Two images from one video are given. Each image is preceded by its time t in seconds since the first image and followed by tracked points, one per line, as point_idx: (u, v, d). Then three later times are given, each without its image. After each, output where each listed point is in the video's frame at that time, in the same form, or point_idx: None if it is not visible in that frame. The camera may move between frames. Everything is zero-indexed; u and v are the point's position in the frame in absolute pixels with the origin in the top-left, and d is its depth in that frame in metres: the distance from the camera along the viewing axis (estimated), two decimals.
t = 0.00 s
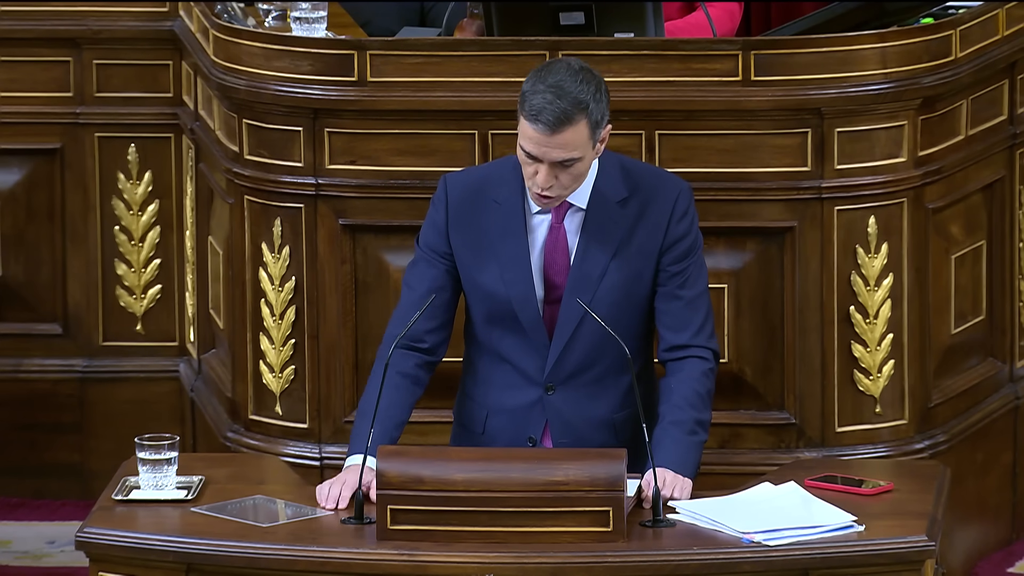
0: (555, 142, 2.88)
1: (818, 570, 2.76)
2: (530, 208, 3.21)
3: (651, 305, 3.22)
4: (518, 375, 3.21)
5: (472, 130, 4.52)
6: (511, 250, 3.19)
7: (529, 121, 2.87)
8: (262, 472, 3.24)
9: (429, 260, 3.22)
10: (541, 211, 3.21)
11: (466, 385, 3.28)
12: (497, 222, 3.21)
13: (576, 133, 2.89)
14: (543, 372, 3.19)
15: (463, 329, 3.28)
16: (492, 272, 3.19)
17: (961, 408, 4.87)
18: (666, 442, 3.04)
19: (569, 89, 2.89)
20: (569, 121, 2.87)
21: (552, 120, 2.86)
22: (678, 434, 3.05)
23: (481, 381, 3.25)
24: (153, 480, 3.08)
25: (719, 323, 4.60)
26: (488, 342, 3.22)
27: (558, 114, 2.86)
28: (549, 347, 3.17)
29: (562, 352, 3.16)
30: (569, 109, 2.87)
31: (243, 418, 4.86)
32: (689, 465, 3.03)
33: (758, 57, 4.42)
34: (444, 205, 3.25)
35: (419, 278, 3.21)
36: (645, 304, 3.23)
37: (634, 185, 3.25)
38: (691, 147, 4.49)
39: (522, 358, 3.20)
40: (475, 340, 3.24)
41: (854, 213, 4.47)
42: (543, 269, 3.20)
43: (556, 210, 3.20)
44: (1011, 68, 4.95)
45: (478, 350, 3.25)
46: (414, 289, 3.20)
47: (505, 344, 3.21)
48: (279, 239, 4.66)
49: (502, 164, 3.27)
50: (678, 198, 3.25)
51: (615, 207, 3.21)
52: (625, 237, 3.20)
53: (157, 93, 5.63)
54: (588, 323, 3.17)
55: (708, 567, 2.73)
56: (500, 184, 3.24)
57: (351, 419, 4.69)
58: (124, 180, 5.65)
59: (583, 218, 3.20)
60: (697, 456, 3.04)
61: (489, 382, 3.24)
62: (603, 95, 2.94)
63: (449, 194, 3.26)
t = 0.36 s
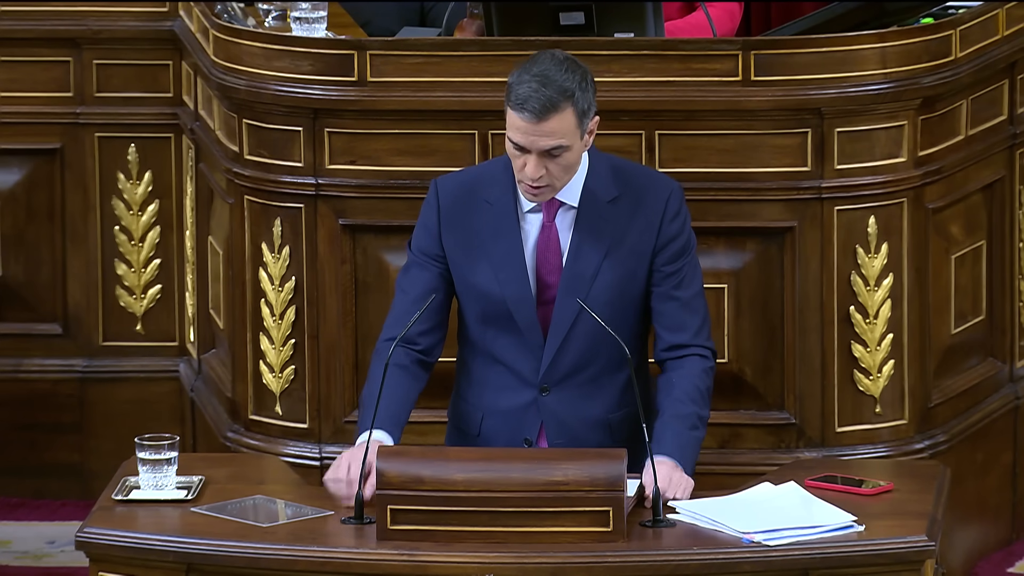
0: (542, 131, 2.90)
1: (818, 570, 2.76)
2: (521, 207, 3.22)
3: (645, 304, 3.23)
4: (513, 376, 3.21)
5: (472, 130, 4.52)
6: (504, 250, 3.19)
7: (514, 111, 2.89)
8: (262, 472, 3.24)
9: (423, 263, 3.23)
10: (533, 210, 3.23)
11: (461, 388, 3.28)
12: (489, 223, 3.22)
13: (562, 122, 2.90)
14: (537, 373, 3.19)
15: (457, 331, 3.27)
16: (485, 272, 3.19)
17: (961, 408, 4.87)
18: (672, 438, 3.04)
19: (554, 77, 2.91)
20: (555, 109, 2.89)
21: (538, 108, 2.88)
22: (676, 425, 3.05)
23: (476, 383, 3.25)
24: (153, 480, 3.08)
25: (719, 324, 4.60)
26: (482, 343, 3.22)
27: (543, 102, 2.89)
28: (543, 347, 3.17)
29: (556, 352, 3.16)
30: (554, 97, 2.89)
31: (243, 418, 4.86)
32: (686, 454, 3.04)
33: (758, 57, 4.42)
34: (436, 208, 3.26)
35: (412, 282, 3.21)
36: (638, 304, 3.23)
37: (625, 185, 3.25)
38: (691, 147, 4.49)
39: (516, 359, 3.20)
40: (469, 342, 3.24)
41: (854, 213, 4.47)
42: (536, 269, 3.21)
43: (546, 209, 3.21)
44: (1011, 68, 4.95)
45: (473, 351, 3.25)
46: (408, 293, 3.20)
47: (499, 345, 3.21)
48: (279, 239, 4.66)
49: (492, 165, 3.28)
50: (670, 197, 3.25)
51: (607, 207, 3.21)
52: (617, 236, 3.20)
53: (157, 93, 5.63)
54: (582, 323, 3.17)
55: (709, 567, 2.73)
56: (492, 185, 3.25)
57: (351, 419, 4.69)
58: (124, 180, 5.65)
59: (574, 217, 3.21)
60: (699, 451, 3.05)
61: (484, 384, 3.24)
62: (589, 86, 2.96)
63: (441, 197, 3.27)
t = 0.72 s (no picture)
0: (518, 120, 2.90)
1: (818, 571, 2.76)
2: (504, 203, 3.21)
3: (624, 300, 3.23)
4: (497, 374, 3.21)
5: (472, 130, 4.52)
6: (488, 247, 3.19)
7: (487, 103, 2.91)
8: (261, 472, 3.23)
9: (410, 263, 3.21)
10: (514, 205, 3.22)
11: (446, 388, 3.28)
12: (472, 220, 3.21)
13: (538, 109, 2.91)
14: (522, 370, 3.19)
15: (441, 330, 3.27)
16: (469, 269, 3.18)
17: (961, 408, 4.87)
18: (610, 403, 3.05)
19: (524, 66, 2.92)
20: (529, 95, 2.90)
21: (510, 97, 2.90)
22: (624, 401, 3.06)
23: (461, 382, 3.25)
24: (153, 480, 3.08)
25: (719, 323, 4.60)
26: (466, 341, 3.22)
27: (515, 91, 2.90)
28: (528, 343, 3.18)
29: (541, 349, 3.17)
30: (526, 85, 2.90)
31: (243, 418, 4.86)
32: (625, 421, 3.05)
33: (758, 57, 4.42)
34: (419, 207, 3.24)
35: (400, 284, 3.19)
36: (618, 300, 3.23)
37: (605, 180, 3.25)
38: (691, 147, 4.49)
39: (500, 356, 3.20)
40: (454, 341, 3.24)
41: (853, 213, 4.47)
42: (518, 264, 3.20)
43: (529, 204, 3.21)
44: (1011, 68, 4.95)
45: (457, 351, 3.25)
46: (397, 295, 3.18)
47: (482, 342, 3.21)
48: (279, 239, 4.66)
49: (473, 163, 3.27)
50: (650, 193, 3.25)
51: (587, 202, 3.21)
52: (598, 231, 3.20)
53: (157, 93, 5.63)
54: (565, 319, 3.17)
55: (708, 567, 2.73)
56: (474, 182, 3.24)
57: (351, 419, 4.69)
58: (124, 180, 5.65)
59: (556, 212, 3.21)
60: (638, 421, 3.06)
61: (468, 382, 3.24)
62: (562, 73, 2.98)
63: (422, 196, 3.25)
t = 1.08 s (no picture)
0: (481, 99, 2.94)
1: (818, 571, 2.76)
2: (474, 204, 3.21)
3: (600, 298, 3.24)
4: (474, 380, 3.20)
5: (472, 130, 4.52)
6: (460, 251, 3.19)
7: (447, 92, 2.95)
8: (261, 472, 3.23)
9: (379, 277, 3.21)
10: (485, 207, 3.22)
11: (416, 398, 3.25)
12: (443, 225, 3.21)
13: (499, 85, 2.95)
14: (501, 373, 3.19)
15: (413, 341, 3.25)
16: (443, 274, 3.18)
17: (961, 408, 4.87)
18: (599, 394, 3.06)
19: (473, 50, 2.97)
20: (485, 74, 2.94)
21: (468, 79, 2.94)
22: (610, 393, 3.06)
23: (435, 390, 3.22)
24: (153, 480, 3.08)
25: (718, 323, 4.60)
26: (442, 348, 3.20)
27: (471, 73, 2.94)
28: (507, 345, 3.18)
29: (520, 350, 3.17)
30: (481, 64, 2.95)
31: (243, 418, 4.86)
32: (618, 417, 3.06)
33: (758, 57, 4.42)
34: (387, 216, 3.24)
35: (370, 301, 3.19)
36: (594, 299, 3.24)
37: (575, 180, 3.26)
38: (691, 147, 4.49)
39: (478, 360, 3.19)
40: (429, 349, 3.22)
41: (853, 213, 4.47)
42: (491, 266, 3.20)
43: (500, 205, 3.21)
44: (1011, 68, 4.95)
45: (430, 360, 3.23)
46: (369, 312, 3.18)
47: (459, 348, 3.19)
48: (279, 239, 4.66)
49: (438, 170, 3.27)
50: (621, 191, 3.27)
51: (559, 202, 3.22)
52: (573, 229, 3.21)
53: (157, 93, 5.63)
54: (542, 320, 3.18)
55: (709, 567, 2.73)
56: (442, 188, 3.24)
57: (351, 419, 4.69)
58: (124, 180, 5.65)
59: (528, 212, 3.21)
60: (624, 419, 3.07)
61: (445, 390, 3.21)
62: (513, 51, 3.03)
63: (390, 206, 3.25)
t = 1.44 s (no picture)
0: (465, 98, 3.04)
1: (818, 570, 2.77)
2: (448, 207, 3.30)
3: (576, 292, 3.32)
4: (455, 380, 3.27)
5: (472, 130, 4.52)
6: (435, 253, 3.26)
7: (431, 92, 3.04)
8: (261, 472, 3.24)
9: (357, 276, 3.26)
10: (458, 211, 3.30)
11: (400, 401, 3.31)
12: (419, 228, 3.29)
13: (482, 85, 3.05)
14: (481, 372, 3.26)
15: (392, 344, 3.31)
16: (419, 275, 3.26)
17: (961, 408, 4.87)
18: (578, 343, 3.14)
19: (453, 52, 3.07)
20: (467, 74, 3.04)
21: (452, 78, 3.04)
22: (587, 346, 3.13)
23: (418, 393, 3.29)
24: (153, 480, 3.08)
25: (718, 323, 4.60)
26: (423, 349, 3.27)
27: (454, 72, 3.04)
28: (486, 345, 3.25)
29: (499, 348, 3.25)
30: (463, 65, 3.05)
31: (243, 418, 4.86)
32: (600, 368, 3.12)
33: (758, 57, 4.42)
34: (362, 222, 3.31)
35: (350, 297, 3.24)
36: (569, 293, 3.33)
37: (545, 182, 3.35)
38: (691, 147, 4.49)
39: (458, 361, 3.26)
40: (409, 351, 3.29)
41: (853, 213, 4.47)
42: (468, 266, 3.28)
43: (474, 207, 3.29)
44: (1011, 68, 4.95)
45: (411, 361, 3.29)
46: (349, 307, 3.22)
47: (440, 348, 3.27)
48: (279, 239, 4.66)
49: (409, 177, 3.35)
50: (589, 188, 3.37)
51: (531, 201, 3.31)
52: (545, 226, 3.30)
53: (157, 93, 5.63)
54: (519, 318, 3.26)
55: (709, 567, 2.73)
56: (415, 193, 3.31)
57: (351, 419, 4.68)
58: (124, 180, 5.65)
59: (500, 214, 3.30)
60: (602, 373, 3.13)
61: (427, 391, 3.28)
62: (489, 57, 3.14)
63: (364, 212, 3.32)
